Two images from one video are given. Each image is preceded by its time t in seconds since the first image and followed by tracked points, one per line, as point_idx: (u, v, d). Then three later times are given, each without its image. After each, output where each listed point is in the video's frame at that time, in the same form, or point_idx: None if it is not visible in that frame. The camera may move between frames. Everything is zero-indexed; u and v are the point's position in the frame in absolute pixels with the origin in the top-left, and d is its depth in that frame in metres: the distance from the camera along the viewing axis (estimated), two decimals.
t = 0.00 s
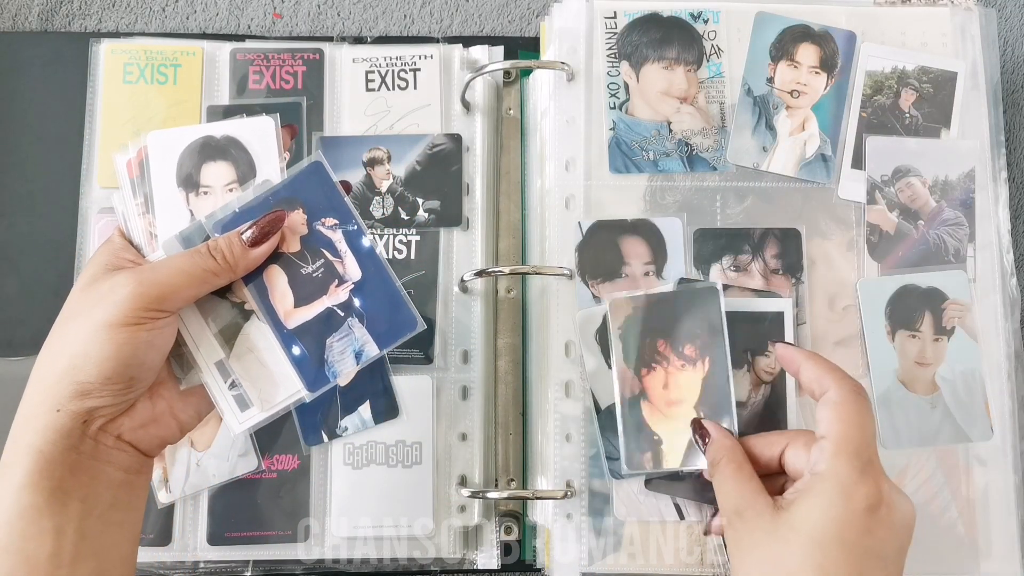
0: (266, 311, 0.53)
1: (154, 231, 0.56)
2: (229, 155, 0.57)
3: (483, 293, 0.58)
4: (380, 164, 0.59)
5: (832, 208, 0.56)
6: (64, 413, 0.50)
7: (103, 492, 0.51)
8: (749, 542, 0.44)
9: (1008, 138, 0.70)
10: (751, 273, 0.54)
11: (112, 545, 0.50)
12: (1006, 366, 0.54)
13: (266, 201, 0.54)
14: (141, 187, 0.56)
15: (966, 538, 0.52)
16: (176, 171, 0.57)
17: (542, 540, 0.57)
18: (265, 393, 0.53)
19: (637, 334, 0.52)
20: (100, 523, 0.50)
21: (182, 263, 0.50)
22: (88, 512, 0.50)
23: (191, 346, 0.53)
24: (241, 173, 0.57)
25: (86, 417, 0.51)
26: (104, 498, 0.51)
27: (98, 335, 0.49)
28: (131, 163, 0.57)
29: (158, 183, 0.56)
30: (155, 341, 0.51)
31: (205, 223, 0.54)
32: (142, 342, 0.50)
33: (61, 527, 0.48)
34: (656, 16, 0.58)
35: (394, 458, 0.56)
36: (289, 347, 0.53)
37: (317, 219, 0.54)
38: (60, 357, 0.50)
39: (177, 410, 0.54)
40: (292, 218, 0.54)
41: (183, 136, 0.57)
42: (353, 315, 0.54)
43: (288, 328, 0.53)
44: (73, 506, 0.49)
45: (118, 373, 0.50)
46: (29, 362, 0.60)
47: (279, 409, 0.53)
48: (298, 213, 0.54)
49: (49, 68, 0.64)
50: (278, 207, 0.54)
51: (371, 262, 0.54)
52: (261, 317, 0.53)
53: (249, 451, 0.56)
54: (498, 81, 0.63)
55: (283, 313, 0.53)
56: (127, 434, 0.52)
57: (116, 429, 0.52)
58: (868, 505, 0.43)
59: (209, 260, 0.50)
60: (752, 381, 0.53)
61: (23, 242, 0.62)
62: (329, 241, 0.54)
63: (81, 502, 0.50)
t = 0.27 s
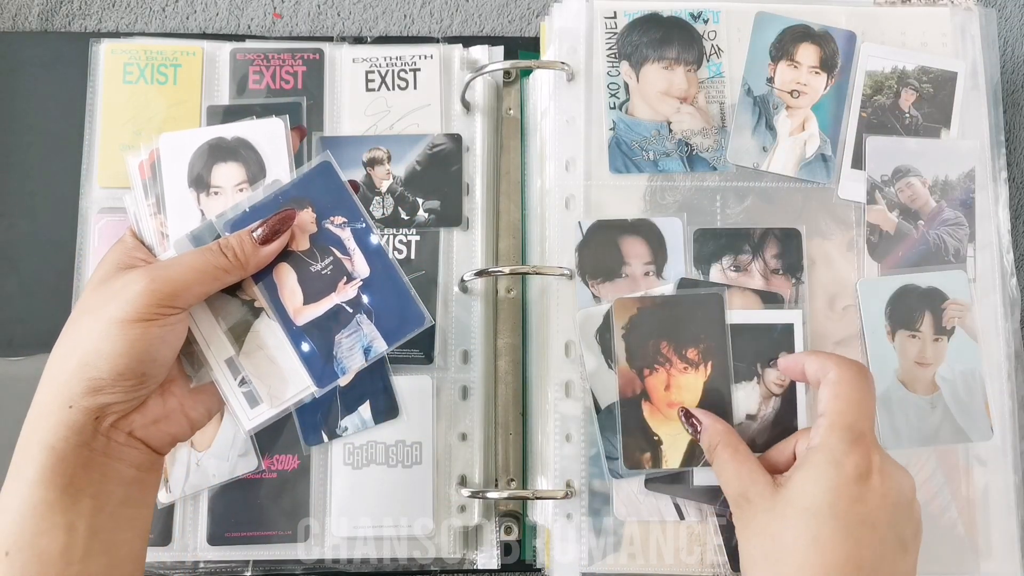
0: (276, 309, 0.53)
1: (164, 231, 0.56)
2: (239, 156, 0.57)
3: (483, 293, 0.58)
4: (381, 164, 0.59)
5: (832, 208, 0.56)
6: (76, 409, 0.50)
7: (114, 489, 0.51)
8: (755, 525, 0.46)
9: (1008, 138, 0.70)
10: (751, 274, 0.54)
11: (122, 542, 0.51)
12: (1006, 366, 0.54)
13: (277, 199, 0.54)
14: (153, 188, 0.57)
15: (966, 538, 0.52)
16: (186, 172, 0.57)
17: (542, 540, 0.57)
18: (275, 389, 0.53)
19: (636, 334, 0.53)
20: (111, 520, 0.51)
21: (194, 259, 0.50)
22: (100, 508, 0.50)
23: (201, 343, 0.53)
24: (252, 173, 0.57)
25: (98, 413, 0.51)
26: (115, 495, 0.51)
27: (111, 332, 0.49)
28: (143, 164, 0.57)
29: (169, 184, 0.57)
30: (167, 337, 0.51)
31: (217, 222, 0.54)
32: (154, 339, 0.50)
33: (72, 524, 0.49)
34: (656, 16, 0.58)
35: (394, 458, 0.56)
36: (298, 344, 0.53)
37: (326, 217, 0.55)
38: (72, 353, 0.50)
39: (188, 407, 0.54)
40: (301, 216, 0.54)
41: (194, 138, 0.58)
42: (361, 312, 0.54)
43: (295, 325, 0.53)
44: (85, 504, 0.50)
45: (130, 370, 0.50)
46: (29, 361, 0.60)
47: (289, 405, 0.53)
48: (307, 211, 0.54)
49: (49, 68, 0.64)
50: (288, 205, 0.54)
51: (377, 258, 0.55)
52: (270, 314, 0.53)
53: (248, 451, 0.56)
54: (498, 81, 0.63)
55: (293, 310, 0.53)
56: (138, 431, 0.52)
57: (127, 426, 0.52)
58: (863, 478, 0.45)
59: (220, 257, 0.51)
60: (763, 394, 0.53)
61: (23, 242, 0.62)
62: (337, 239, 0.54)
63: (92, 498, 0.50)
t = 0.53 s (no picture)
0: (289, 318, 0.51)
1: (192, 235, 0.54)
2: (271, 166, 0.56)
3: (483, 293, 0.58)
4: (380, 164, 0.59)
5: (832, 208, 0.56)
6: (100, 415, 0.51)
7: (137, 495, 0.52)
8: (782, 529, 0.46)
9: (1008, 138, 0.70)
10: (751, 273, 0.54)
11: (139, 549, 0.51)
12: (1006, 366, 0.54)
13: (305, 210, 0.52)
14: (185, 197, 0.55)
15: (966, 538, 0.52)
16: (218, 181, 0.55)
17: (542, 540, 0.57)
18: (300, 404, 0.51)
19: (636, 334, 0.52)
20: (132, 525, 0.51)
21: (223, 272, 0.50)
22: (122, 513, 0.51)
23: (227, 356, 0.51)
24: (284, 184, 0.55)
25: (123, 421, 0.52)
26: (138, 501, 0.52)
27: (139, 339, 0.51)
28: (175, 171, 0.56)
29: (201, 193, 0.55)
30: (191, 348, 0.51)
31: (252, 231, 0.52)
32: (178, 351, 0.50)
33: (92, 531, 0.49)
34: (656, 16, 0.58)
35: (394, 458, 0.56)
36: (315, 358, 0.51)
37: (355, 233, 0.52)
38: (98, 361, 0.51)
39: (211, 419, 0.54)
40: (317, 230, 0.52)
41: (219, 145, 0.56)
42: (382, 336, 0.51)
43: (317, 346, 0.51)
44: (106, 508, 0.50)
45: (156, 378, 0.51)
46: (28, 361, 0.60)
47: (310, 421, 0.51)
48: (338, 227, 0.52)
49: (49, 69, 0.64)
50: (317, 219, 0.52)
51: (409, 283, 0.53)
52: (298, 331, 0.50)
53: (248, 451, 0.56)
54: (498, 81, 0.63)
55: (319, 326, 0.50)
56: (160, 440, 0.53)
57: (151, 435, 0.53)
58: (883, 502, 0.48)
59: (245, 269, 0.50)
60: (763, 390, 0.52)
61: (22, 242, 0.62)
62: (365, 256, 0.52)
63: (113, 506, 0.50)
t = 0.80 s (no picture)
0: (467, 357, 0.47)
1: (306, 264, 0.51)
2: (372, 210, 0.55)
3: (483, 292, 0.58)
4: (380, 164, 0.59)
5: (832, 208, 0.56)
6: (170, 439, 0.46)
7: (192, 524, 0.48)
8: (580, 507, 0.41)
9: (1008, 138, 0.70)
10: (751, 273, 0.54)
11: None
12: (1006, 366, 0.54)
13: (403, 259, 0.47)
14: (284, 226, 0.54)
15: (966, 538, 0.52)
16: (318, 218, 0.54)
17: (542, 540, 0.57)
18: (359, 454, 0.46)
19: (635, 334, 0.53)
20: (193, 552, 0.47)
21: (310, 318, 0.44)
22: (180, 538, 0.47)
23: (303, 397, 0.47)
24: (383, 229, 0.55)
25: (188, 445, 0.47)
26: (194, 529, 0.48)
27: (221, 372, 0.45)
28: (280, 201, 0.55)
29: (303, 226, 0.54)
30: (269, 386, 0.46)
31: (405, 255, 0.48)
32: (266, 386, 0.46)
33: (148, 551, 0.45)
34: (655, 16, 0.58)
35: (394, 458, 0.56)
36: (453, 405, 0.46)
37: (449, 290, 0.47)
38: (178, 383, 0.46)
39: (274, 455, 0.52)
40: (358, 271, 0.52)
41: (337, 181, 0.55)
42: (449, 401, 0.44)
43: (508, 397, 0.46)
44: (165, 530, 0.46)
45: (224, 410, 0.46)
46: (28, 361, 0.60)
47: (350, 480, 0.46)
48: (433, 281, 0.47)
49: (49, 68, 0.64)
50: (414, 268, 0.47)
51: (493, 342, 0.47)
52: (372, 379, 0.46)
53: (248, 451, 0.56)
54: (498, 81, 0.63)
55: (397, 378, 0.46)
56: (221, 470, 0.49)
57: (214, 462, 0.49)
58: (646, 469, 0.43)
59: (332, 317, 0.44)
60: (763, 390, 0.53)
61: (22, 241, 0.62)
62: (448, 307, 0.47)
63: (172, 528, 0.46)
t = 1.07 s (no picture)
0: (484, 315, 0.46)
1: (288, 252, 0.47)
2: (345, 167, 0.55)
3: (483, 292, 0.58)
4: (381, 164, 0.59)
5: (831, 208, 0.56)
6: (122, 440, 0.47)
7: (162, 525, 0.46)
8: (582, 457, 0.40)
9: (1007, 138, 0.70)
10: (752, 274, 0.54)
11: None
12: (1006, 366, 0.54)
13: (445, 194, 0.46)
14: (255, 201, 0.53)
15: (966, 538, 0.52)
16: (289, 182, 0.54)
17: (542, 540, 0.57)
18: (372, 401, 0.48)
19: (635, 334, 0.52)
20: (164, 555, 0.46)
21: (223, 283, 0.44)
22: (149, 540, 0.46)
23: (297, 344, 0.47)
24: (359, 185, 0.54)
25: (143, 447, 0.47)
26: (163, 534, 0.46)
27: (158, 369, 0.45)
28: (246, 175, 0.54)
29: (270, 194, 0.53)
30: (198, 371, 0.46)
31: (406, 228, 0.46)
32: (193, 372, 0.46)
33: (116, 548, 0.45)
34: (656, 16, 0.58)
35: (394, 458, 0.56)
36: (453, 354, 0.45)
37: (487, 236, 0.46)
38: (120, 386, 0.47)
39: (237, 453, 0.49)
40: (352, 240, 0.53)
41: (303, 145, 0.55)
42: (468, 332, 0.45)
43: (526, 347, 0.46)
44: (133, 533, 0.45)
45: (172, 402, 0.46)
46: (29, 362, 0.60)
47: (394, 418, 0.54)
48: (472, 224, 0.46)
49: (49, 69, 0.64)
50: (457, 206, 0.46)
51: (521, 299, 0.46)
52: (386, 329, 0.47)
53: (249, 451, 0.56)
54: (498, 81, 0.63)
55: (419, 314, 0.45)
56: (186, 471, 0.48)
57: (175, 463, 0.47)
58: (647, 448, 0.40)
59: (235, 280, 0.44)
60: (763, 390, 0.53)
61: (22, 241, 0.62)
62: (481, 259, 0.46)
63: (140, 531, 0.46)
